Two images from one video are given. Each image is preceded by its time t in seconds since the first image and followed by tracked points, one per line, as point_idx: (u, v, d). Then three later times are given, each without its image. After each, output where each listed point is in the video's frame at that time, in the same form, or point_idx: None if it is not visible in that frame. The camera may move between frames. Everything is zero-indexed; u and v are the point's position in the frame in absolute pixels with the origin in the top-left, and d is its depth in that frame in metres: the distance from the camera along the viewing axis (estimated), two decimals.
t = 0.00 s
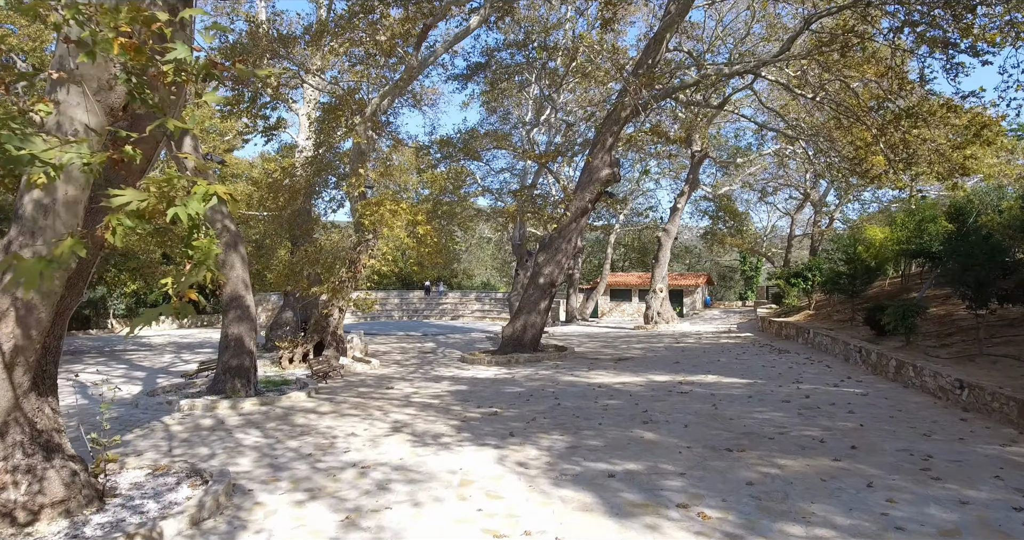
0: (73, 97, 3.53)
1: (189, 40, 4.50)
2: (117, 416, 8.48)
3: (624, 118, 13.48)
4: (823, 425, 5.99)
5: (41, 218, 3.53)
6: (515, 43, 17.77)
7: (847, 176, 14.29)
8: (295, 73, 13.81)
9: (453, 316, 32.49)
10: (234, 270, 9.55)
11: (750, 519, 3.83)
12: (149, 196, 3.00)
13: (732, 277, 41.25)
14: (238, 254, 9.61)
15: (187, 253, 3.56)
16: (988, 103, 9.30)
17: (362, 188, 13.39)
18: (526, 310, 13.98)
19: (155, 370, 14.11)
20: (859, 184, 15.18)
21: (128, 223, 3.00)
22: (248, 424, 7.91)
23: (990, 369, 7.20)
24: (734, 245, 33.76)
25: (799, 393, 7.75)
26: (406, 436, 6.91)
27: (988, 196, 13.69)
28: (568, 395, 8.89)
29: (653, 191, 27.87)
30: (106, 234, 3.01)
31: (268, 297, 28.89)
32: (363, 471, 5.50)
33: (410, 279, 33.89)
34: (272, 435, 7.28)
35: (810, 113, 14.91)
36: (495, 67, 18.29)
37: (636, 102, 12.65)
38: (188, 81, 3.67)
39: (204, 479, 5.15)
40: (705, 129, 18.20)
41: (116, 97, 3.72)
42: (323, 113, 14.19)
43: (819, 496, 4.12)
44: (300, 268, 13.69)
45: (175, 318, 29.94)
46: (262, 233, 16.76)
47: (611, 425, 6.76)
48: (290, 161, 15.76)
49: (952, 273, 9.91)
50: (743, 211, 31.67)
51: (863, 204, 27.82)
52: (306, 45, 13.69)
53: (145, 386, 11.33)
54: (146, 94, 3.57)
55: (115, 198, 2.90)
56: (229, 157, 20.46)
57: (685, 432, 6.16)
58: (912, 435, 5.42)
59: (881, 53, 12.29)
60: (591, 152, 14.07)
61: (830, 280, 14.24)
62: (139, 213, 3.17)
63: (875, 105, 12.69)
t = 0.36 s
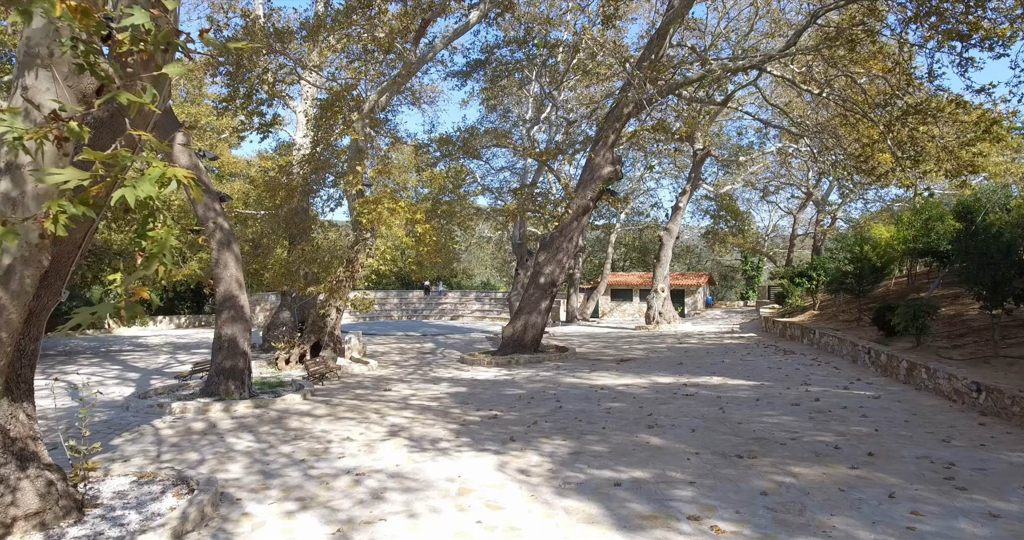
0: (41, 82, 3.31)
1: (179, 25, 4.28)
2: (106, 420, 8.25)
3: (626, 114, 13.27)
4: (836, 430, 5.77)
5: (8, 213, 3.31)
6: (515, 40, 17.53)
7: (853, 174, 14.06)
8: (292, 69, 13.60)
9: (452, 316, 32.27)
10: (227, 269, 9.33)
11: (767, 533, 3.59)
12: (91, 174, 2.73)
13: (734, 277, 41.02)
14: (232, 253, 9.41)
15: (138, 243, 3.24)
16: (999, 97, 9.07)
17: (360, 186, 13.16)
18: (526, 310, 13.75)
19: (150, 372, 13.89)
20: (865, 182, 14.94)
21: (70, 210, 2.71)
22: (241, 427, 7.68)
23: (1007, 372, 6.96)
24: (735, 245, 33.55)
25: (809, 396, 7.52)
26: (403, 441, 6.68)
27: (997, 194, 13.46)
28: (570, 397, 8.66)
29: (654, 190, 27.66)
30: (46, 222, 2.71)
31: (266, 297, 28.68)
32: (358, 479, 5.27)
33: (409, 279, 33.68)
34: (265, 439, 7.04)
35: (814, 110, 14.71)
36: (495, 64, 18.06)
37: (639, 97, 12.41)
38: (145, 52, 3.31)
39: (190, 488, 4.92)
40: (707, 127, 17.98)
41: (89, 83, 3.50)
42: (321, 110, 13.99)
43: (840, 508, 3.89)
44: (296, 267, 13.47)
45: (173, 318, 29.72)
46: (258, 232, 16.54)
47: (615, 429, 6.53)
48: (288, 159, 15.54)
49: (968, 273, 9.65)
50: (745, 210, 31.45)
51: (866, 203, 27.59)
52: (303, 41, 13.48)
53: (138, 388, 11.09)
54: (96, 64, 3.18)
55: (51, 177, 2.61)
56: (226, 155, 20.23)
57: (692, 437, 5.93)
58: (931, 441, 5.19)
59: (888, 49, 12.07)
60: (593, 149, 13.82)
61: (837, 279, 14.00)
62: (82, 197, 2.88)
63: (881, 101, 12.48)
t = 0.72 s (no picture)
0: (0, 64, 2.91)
1: None
2: (92, 424, 8.01)
3: (628, 111, 13.03)
4: (850, 436, 5.52)
5: None
6: (515, 36, 17.27)
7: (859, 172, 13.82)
8: (288, 65, 13.36)
9: (452, 316, 32.03)
10: (219, 268, 9.02)
11: None
12: None
13: (735, 277, 40.77)
14: (224, 252, 9.08)
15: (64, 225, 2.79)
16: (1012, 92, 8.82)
17: (357, 184, 12.90)
18: (526, 311, 13.50)
19: (144, 373, 13.65)
20: (871, 180, 14.69)
21: None
22: (231, 432, 7.44)
23: None
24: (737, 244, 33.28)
25: (818, 400, 7.27)
26: (399, 447, 6.44)
27: (1007, 191, 13.19)
28: (572, 401, 8.41)
29: (655, 190, 27.41)
30: None
31: (263, 297, 28.43)
32: (349, 488, 5.03)
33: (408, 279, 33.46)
34: (255, 445, 6.80)
35: (819, 107, 14.45)
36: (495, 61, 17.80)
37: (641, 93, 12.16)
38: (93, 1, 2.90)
39: (172, 498, 4.68)
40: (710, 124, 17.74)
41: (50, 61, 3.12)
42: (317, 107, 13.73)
43: (860, 522, 3.65)
44: (292, 267, 13.22)
45: (170, 319, 29.51)
46: (254, 232, 16.29)
47: (618, 435, 6.28)
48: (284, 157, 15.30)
49: (982, 273, 9.40)
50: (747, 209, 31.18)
51: (869, 202, 27.34)
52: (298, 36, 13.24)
53: (129, 390, 10.85)
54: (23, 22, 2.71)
55: None
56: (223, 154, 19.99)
57: (700, 443, 5.69)
58: (951, 448, 4.95)
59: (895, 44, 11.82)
60: (595, 146, 13.56)
61: (843, 279, 13.75)
62: None
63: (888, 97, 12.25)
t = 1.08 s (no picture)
0: None
1: None
2: (77, 429, 7.76)
3: (630, 108, 12.79)
4: (863, 443, 5.29)
5: None
6: (515, 33, 17.02)
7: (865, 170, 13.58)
8: (283, 61, 13.13)
9: (451, 316, 31.78)
10: (210, 268, 8.77)
11: None
12: None
13: (736, 277, 40.56)
14: (215, 251, 8.84)
15: None
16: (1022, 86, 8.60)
17: (353, 182, 12.66)
18: (525, 311, 13.27)
19: (136, 374, 13.42)
20: (877, 178, 14.44)
21: None
22: (220, 437, 7.20)
23: None
24: (738, 244, 33.05)
25: (827, 404, 7.03)
26: (392, 453, 6.19)
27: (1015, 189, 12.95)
28: (572, 404, 8.18)
29: (656, 189, 27.17)
30: None
31: (260, 297, 28.20)
32: (339, 498, 4.79)
33: (407, 279, 33.22)
34: (244, 451, 6.55)
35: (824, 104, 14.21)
36: (494, 58, 17.55)
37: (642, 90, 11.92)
38: None
39: (151, 510, 4.43)
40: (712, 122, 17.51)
41: None
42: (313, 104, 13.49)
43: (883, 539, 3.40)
44: (287, 266, 13.00)
45: (167, 319, 29.28)
46: (249, 231, 16.06)
47: (621, 440, 6.05)
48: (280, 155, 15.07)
49: (996, 273, 9.14)
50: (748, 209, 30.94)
51: (872, 201, 27.10)
52: (293, 31, 13.00)
53: (119, 393, 10.60)
54: None
55: None
56: (218, 152, 19.76)
57: (705, 450, 5.45)
58: (971, 457, 4.71)
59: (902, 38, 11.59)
60: (595, 143, 13.32)
61: (848, 279, 13.51)
62: None
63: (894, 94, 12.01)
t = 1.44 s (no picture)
0: None
1: None
2: (64, 433, 7.54)
3: (631, 104, 12.58)
4: (876, 449, 5.08)
5: None
6: (514, 30, 16.81)
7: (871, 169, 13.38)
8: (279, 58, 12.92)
9: (450, 316, 31.58)
10: (202, 268, 8.57)
11: None
12: None
13: (737, 277, 40.35)
14: (207, 250, 8.62)
15: None
16: None
17: (349, 181, 12.45)
18: (525, 311, 13.06)
19: (130, 376, 13.22)
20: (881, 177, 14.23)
21: None
22: (211, 442, 7.00)
23: None
24: (739, 243, 32.83)
25: (836, 407, 6.82)
26: (387, 459, 5.98)
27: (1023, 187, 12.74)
28: (573, 407, 7.97)
29: (657, 188, 26.97)
30: None
31: (258, 298, 28.00)
32: (329, 508, 4.58)
33: (406, 279, 33.01)
34: (234, 456, 6.34)
35: (828, 101, 14.00)
36: (493, 55, 17.33)
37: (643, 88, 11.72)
38: None
39: (131, 522, 4.21)
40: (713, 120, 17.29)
41: None
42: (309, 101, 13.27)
43: None
44: (282, 267, 12.80)
45: (164, 319, 29.07)
46: (246, 231, 15.85)
47: (624, 446, 5.84)
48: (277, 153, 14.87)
49: (1008, 273, 8.93)
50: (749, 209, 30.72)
51: (873, 200, 26.89)
52: (288, 27, 12.78)
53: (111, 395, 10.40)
54: None
55: None
56: (215, 151, 19.54)
57: (712, 456, 5.24)
58: (991, 465, 4.50)
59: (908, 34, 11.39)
60: (596, 141, 13.11)
61: (853, 279, 13.30)
62: None
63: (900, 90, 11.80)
